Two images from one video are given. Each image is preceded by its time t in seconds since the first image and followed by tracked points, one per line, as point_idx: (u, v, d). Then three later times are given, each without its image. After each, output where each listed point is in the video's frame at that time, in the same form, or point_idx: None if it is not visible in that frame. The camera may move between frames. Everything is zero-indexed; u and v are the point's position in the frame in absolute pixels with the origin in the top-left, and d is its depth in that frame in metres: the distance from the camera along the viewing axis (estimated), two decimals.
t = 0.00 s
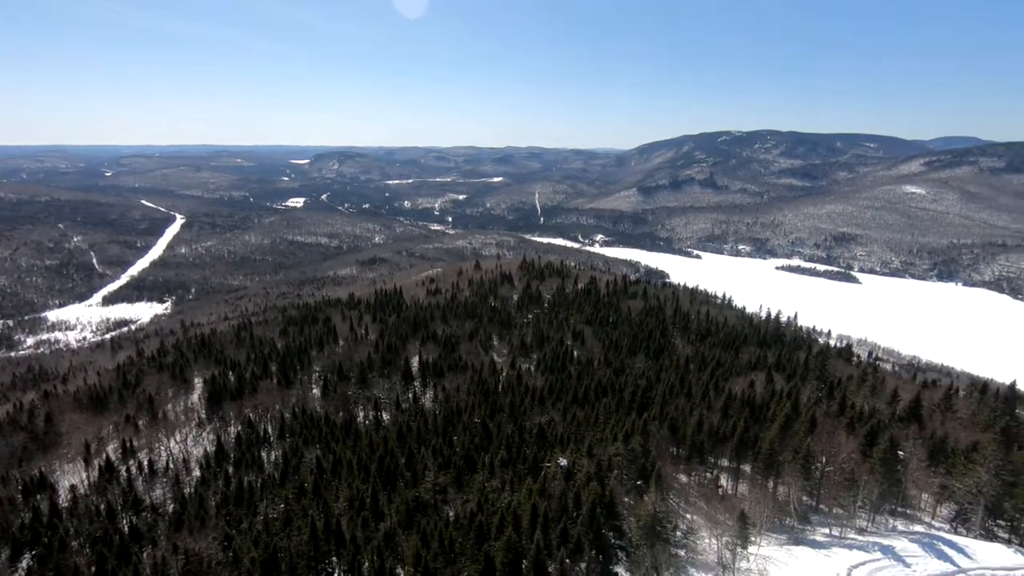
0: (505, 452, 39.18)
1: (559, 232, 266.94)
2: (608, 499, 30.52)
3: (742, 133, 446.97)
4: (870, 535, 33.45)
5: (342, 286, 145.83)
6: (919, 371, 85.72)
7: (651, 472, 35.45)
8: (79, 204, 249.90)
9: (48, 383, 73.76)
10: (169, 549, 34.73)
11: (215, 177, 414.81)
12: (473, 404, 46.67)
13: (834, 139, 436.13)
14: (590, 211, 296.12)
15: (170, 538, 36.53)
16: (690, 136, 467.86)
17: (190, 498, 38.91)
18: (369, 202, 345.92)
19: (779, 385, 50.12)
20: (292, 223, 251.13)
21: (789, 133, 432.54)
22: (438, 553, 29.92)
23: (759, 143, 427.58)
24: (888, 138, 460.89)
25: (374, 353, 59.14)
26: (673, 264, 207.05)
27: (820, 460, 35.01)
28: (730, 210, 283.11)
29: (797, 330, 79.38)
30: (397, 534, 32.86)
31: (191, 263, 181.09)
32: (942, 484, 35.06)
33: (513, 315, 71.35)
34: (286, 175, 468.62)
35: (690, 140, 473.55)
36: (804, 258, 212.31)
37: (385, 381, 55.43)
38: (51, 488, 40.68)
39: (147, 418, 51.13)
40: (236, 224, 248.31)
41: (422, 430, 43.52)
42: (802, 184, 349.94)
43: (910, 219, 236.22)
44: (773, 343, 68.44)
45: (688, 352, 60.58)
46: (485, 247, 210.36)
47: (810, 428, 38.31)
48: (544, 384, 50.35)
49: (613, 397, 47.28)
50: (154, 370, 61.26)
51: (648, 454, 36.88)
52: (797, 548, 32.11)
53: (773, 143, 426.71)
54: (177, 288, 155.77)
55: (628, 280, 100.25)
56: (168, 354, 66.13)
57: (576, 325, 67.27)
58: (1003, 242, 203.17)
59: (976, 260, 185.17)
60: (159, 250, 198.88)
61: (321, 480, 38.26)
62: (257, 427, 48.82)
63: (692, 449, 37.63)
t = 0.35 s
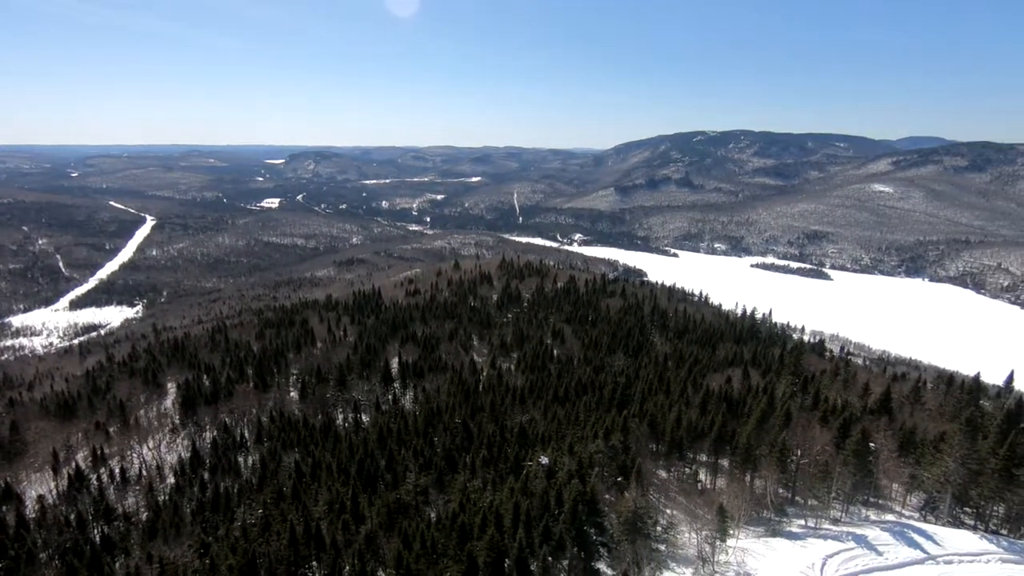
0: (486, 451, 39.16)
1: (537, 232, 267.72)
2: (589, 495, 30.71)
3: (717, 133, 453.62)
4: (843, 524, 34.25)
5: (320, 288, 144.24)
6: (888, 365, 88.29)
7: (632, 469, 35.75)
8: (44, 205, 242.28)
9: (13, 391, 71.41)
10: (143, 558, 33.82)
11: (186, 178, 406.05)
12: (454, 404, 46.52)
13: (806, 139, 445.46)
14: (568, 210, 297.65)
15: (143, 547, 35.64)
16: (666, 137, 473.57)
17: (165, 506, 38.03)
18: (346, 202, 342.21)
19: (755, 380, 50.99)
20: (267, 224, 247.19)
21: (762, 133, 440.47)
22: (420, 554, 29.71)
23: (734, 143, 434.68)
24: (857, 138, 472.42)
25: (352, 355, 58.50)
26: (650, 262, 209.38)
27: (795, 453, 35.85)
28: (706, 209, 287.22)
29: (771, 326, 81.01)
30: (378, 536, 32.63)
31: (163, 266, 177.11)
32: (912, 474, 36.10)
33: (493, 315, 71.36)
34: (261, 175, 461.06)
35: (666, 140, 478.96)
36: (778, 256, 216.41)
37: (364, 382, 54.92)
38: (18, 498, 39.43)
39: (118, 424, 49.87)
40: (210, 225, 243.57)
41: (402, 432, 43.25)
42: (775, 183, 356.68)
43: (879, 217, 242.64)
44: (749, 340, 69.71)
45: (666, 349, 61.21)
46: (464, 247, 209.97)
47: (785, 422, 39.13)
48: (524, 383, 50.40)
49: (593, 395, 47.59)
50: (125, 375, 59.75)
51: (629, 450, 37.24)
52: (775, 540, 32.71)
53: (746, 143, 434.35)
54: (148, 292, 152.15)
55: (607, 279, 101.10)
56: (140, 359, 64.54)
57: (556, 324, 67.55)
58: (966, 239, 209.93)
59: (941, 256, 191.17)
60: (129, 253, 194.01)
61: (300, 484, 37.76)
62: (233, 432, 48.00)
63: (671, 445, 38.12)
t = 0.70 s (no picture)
0: (467, 452, 39.04)
1: (516, 231, 267.88)
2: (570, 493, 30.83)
3: (691, 133, 459.75)
4: (818, 515, 35.01)
5: (296, 290, 142.14)
6: (859, 359, 90.63)
7: (612, 466, 36.01)
8: (5, 207, 233.97)
9: None
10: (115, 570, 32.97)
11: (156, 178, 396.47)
12: (434, 405, 46.26)
13: (777, 139, 454.16)
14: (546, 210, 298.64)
15: (116, 559, 34.71)
16: (642, 137, 478.42)
17: (138, 515, 37.12)
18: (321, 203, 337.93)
19: (731, 376, 51.84)
20: (240, 225, 242.70)
21: (735, 133, 447.83)
22: (401, 557, 29.50)
23: (708, 143, 441.10)
24: (827, 137, 483.29)
25: (330, 358, 57.76)
26: (627, 261, 211.22)
27: (770, 447, 36.54)
28: (682, 208, 290.84)
29: (747, 323, 82.44)
30: (358, 540, 32.27)
31: (133, 269, 172.64)
32: (882, 464, 37.08)
33: (472, 315, 71.21)
34: (234, 176, 452.55)
35: (642, 139, 483.82)
36: (752, 254, 220.20)
37: (342, 385, 54.28)
38: None
39: (88, 432, 48.47)
40: (181, 227, 238.25)
41: (382, 434, 42.88)
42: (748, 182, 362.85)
43: (848, 215, 248.67)
44: (725, 336, 70.85)
45: (645, 347, 61.78)
46: (442, 247, 209.02)
47: (761, 417, 39.86)
48: (505, 383, 50.36)
49: (572, 393, 47.83)
50: (93, 382, 58.07)
51: (609, 448, 37.50)
52: (752, 533, 33.29)
53: (720, 142, 441.00)
54: (117, 295, 148.07)
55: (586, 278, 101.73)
56: (109, 365, 62.78)
57: (535, 324, 67.66)
58: (931, 236, 216.43)
59: (908, 252, 196.77)
60: (96, 256, 188.59)
61: (278, 489, 37.18)
62: (208, 438, 47.06)
63: (650, 441, 38.57)
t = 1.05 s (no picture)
0: (447, 453, 38.82)
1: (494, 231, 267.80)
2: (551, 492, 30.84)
3: (666, 133, 465.45)
4: (793, 508, 35.69)
5: (271, 292, 139.96)
6: (831, 354, 92.92)
7: (593, 464, 36.22)
8: None
9: None
10: None
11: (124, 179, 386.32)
12: (413, 407, 45.90)
13: (750, 139, 462.72)
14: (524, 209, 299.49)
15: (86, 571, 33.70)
16: (618, 137, 482.80)
17: (108, 525, 36.13)
18: (296, 204, 333.31)
19: (708, 373, 52.56)
20: (213, 227, 237.89)
21: (709, 133, 454.82)
22: (381, 561, 29.17)
23: (683, 143, 446.96)
24: (797, 137, 494.06)
25: (307, 361, 56.90)
26: (605, 260, 212.83)
27: (746, 442, 37.19)
28: (658, 207, 294.16)
29: (722, 320, 83.80)
30: (338, 544, 31.88)
31: (101, 272, 167.97)
32: (854, 456, 37.94)
33: (451, 316, 70.96)
34: (205, 176, 443.70)
35: (618, 139, 488.19)
36: (727, 252, 223.86)
37: (320, 388, 53.59)
38: None
39: (54, 441, 47.02)
40: (151, 229, 232.55)
41: (361, 436, 42.44)
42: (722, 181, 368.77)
43: (819, 213, 254.52)
44: (701, 333, 71.88)
45: (623, 345, 62.37)
46: (420, 248, 207.91)
47: (737, 412, 40.50)
48: (484, 383, 50.24)
49: (552, 392, 47.96)
50: (59, 389, 56.23)
51: (589, 446, 37.67)
52: (729, 527, 33.84)
53: (695, 143, 447.35)
54: (84, 300, 143.84)
55: (564, 277, 102.31)
56: (76, 372, 60.90)
57: (515, 324, 67.66)
58: (898, 233, 222.77)
59: (876, 249, 202.19)
60: (62, 259, 182.93)
61: (254, 496, 36.54)
62: (182, 445, 46.02)
63: (630, 438, 38.99)
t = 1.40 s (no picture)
0: (426, 454, 38.53)
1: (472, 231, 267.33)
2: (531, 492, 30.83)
3: (641, 133, 470.39)
4: (768, 501, 36.32)
5: (245, 295, 137.45)
6: (803, 349, 95.05)
7: (573, 463, 36.37)
8: None
9: None
10: None
11: (89, 180, 375.27)
12: (392, 409, 45.53)
13: (723, 139, 470.55)
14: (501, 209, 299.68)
15: None
16: (594, 137, 486.43)
17: (76, 537, 35.05)
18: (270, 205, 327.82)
19: (685, 370, 53.25)
20: (183, 229, 232.53)
21: (683, 133, 461.12)
22: (361, 566, 28.82)
23: (657, 143, 452.22)
24: (768, 137, 503.97)
25: (282, 364, 55.99)
26: (583, 259, 214.16)
27: (723, 437, 37.76)
28: (634, 206, 297.05)
29: (698, 317, 85.00)
30: (316, 550, 31.43)
31: (66, 276, 162.95)
32: (827, 449, 38.74)
33: (429, 316, 70.59)
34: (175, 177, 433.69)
35: (594, 139, 491.71)
36: (702, 250, 227.17)
37: (296, 392, 52.80)
38: None
39: (17, 452, 45.39)
40: (118, 232, 226.36)
41: (339, 440, 41.94)
42: (696, 181, 374.07)
43: (790, 211, 260.14)
44: (678, 330, 72.78)
45: (600, 343, 62.82)
46: (397, 248, 206.47)
47: (713, 408, 41.05)
48: (463, 384, 50.05)
49: (531, 392, 48.06)
50: (22, 399, 54.29)
51: (568, 445, 37.82)
52: (707, 521, 34.31)
53: (669, 142, 453.39)
54: (48, 305, 139.34)
55: (542, 277, 102.57)
56: (39, 380, 58.82)
57: (493, 324, 67.59)
58: (865, 231, 228.85)
59: (845, 246, 207.43)
60: (24, 263, 176.93)
61: (229, 503, 35.84)
62: (153, 453, 44.89)
63: (608, 436, 39.32)
